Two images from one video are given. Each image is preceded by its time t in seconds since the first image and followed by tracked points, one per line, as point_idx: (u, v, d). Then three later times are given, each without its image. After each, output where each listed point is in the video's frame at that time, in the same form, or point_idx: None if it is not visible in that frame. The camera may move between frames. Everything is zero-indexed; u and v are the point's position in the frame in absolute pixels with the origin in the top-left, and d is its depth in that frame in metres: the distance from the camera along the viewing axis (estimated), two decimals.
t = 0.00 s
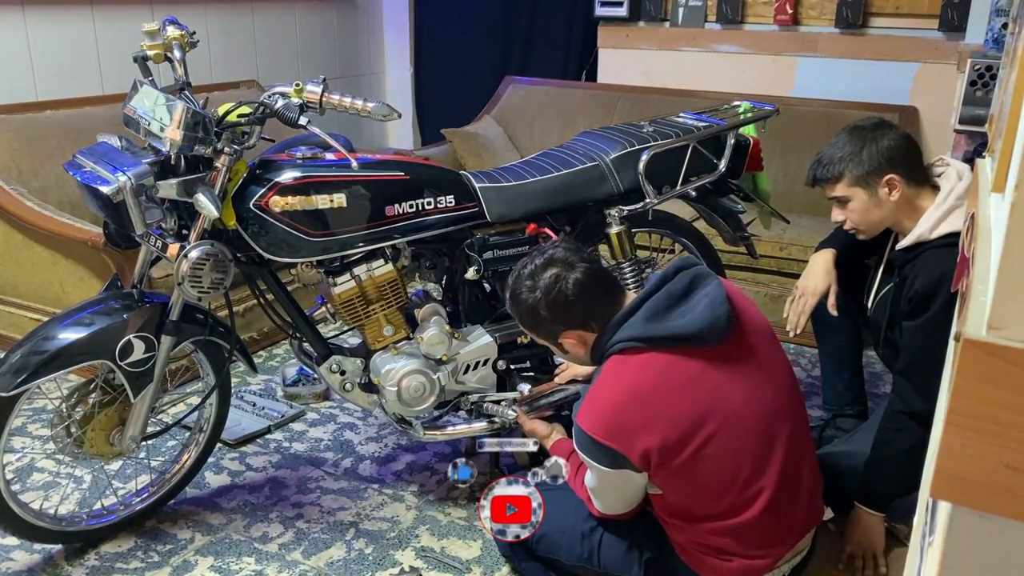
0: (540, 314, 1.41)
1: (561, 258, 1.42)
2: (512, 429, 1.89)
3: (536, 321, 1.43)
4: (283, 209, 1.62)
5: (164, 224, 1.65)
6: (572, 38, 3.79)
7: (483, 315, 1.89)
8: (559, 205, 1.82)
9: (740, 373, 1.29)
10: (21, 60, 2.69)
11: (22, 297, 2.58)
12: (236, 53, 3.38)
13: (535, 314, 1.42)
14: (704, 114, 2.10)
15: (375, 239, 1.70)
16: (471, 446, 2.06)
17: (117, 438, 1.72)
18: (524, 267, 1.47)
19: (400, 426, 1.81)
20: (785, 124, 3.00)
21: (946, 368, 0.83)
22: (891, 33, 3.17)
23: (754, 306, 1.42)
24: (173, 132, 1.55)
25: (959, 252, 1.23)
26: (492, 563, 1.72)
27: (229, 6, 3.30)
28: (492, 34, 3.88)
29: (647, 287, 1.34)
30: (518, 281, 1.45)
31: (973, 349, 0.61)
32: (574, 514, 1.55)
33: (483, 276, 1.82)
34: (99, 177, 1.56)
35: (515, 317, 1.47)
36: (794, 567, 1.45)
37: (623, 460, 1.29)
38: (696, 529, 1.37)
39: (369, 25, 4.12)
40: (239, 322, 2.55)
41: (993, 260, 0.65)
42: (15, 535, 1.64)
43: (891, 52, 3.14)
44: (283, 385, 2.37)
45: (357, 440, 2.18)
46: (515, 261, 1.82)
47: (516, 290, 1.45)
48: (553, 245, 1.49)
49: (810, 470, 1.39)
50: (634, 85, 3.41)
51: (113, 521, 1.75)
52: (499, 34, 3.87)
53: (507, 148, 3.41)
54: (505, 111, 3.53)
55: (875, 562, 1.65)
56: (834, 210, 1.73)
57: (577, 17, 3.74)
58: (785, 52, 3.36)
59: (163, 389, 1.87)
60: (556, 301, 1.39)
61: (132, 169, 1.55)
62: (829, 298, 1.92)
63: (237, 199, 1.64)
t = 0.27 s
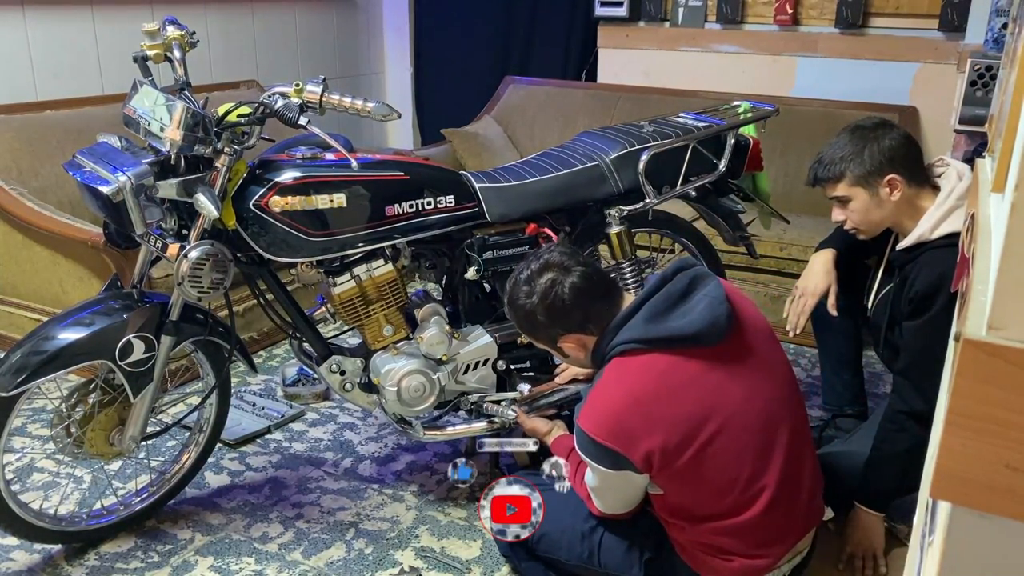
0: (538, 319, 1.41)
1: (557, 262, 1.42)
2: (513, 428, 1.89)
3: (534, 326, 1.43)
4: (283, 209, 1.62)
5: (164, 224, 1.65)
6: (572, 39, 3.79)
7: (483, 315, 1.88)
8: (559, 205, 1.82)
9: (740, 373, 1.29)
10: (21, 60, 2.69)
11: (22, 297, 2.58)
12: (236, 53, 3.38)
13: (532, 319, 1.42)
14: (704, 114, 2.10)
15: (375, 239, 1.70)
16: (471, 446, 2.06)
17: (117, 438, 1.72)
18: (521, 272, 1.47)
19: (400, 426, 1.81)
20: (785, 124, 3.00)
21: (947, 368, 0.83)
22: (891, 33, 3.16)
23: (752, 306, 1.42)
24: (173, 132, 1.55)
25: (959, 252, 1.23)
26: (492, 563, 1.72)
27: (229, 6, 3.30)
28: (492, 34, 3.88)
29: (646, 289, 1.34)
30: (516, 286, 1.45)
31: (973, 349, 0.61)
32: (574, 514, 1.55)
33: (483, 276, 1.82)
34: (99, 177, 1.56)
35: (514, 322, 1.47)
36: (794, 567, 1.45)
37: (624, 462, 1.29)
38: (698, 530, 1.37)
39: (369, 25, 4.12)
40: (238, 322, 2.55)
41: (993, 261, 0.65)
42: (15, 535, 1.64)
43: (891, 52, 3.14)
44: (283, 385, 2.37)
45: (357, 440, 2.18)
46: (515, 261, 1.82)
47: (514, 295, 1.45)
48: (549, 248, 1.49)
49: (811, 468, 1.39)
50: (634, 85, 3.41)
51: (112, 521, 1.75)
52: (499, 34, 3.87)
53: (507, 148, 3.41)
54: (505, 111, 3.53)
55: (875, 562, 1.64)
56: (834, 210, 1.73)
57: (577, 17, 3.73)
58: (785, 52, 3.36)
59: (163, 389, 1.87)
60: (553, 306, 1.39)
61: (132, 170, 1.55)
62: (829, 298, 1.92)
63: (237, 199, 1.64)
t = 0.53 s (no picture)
0: (534, 332, 1.42)
1: (546, 275, 1.42)
2: (513, 428, 1.89)
3: (532, 339, 1.43)
4: (283, 209, 1.62)
5: (164, 223, 1.65)
6: (572, 39, 3.79)
7: (483, 315, 1.88)
8: (559, 204, 1.82)
9: (739, 373, 1.29)
10: (21, 60, 2.69)
11: (22, 297, 2.58)
12: (236, 53, 3.38)
13: (529, 333, 1.42)
14: (704, 114, 2.10)
15: (375, 238, 1.70)
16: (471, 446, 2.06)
17: (117, 438, 1.72)
18: (513, 287, 1.47)
19: (400, 426, 1.81)
20: (785, 124, 3.00)
21: (946, 368, 0.83)
22: (891, 33, 3.16)
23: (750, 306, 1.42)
24: (173, 132, 1.55)
25: (959, 252, 1.23)
26: (492, 563, 1.72)
27: (229, 6, 3.30)
28: (492, 34, 3.88)
29: (643, 292, 1.34)
30: (509, 302, 1.45)
31: (973, 349, 0.61)
32: (574, 514, 1.55)
33: (483, 276, 1.82)
34: (99, 177, 1.56)
35: (511, 336, 1.47)
36: (794, 568, 1.45)
37: (626, 465, 1.28)
38: (699, 530, 1.37)
39: (369, 25, 4.12)
40: (238, 322, 2.55)
41: (993, 260, 0.65)
42: (15, 535, 1.64)
43: (891, 52, 3.14)
44: (283, 385, 2.37)
45: (357, 440, 2.18)
46: (515, 261, 1.82)
47: (508, 312, 1.45)
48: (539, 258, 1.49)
49: (811, 468, 1.39)
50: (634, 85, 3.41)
51: (112, 521, 1.76)
52: (499, 34, 3.87)
53: (507, 148, 3.41)
54: (505, 111, 3.53)
55: (875, 562, 1.64)
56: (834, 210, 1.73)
57: (577, 17, 3.74)
58: (785, 52, 3.36)
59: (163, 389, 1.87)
60: (548, 319, 1.39)
61: (132, 170, 1.55)
62: (829, 298, 1.92)
63: (237, 199, 1.64)
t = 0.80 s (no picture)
0: (534, 337, 1.42)
1: (544, 279, 1.43)
2: (513, 428, 1.89)
3: (532, 345, 1.43)
4: (283, 209, 1.62)
5: (165, 224, 1.65)
6: (572, 39, 3.79)
7: (483, 315, 1.88)
8: (559, 204, 1.82)
9: (740, 373, 1.29)
10: (21, 59, 2.68)
11: (22, 297, 2.58)
12: (236, 53, 3.38)
13: (529, 338, 1.42)
14: (704, 114, 2.10)
15: (375, 238, 1.70)
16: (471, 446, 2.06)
17: (117, 438, 1.72)
18: (512, 292, 1.46)
19: (400, 426, 1.81)
20: (785, 124, 3.00)
21: (946, 368, 0.83)
22: (891, 33, 3.17)
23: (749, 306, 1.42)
24: (173, 132, 1.55)
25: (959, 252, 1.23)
26: (492, 563, 1.72)
27: (230, 6, 3.30)
28: (492, 34, 3.88)
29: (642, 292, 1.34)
30: (508, 308, 1.44)
31: (973, 349, 0.61)
32: (574, 514, 1.55)
33: (483, 276, 1.82)
34: (99, 177, 1.56)
35: (511, 343, 1.47)
36: (794, 568, 1.45)
37: (626, 466, 1.28)
38: (699, 531, 1.37)
39: (369, 25, 4.12)
40: (239, 322, 2.55)
41: (993, 260, 0.65)
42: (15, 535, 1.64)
43: (891, 52, 3.14)
44: (283, 385, 2.37)
45: (357, 440, 2.18)
46: (515, 262, 1.82)
47: (507, 318, 1.45)
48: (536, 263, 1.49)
49: (811, 467, 1.39)
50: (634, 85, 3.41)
51: (113, 521, 1.76)
52: (499, 34, 3.87)
53: (507, 148, 3.41)
54: (505, 111, 3.53)
55: (875, 562, 1.64)
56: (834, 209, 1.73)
57: (577, 17, 3.74)
58: (785, 52, 3.36)
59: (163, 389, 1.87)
60: (547, 322, 1.39)
61: (132, 170, 1.55)
62: (829, 298, 1.92)
63: (237, 199, 1.64)
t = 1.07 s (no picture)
0: (536, 337, 1.42)
1: (546, 279, 1.43)
2: (513, 428, 1.89)
3: (534, 345, 1.43)
4: (283, 209, 1.63)
5: (165, 224, 1.65)
6: (572, 38, 3.79)
7: (483, 315, 1.88)
8: (559, 204, 1.83)
9: (742, 373, 1.29)
10: (21, 59, 2.68)
11: (22, 297, 2.58)
12: (236, 53, 3.38)
13: (531, 338, 1.42)
14: (704, 114, 2.10)
15: (375, 239, 1.70)
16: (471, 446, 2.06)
17: (117, 438, 1.72)
18: (513, 293, 1.47)
19: (400, 426, 1.81)
20: (785, 124, 3.00)
21: (947, 368, 0.84)
22: (891, 33, 3.17)
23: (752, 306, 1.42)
24: (173, 132, 1.55)
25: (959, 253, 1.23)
26: (492, 563, 1.72)
27: (230, 6, 3.30)
28: (492, 34, 3.88)
29: (644, 291, 1.34)
30: (509, 308, 1.45)
31: (973, 349, 0.61)
32: (574, 513, 1.55)
33: (483, 276, 1.82)
34: (99, 177, 1.56)
35: (513, 343, 1.47)
36: (794, 568, 1.45)
37: (628, 465, 1.29)
38: (700, 531, 1.37)
39: (369, 25, 4.12)
40: (239, 322, 2.55)
41: (994, 260, 0.65)
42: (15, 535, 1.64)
43: (891, 52, 3.14)
44: (284, 385, 2.37)
45: (358, 440, 2.18)
46: (515, 262, 1.82)
47: (509, 318, 1.45)
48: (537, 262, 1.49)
49: (813, 468, 1.39)
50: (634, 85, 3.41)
51: (113, 521, 1.76)
52: (500, 33, 3.87)
53: (507, 148, 3.41)
54: (505, 111, 3.53)
55: (875, 562, 1.64)
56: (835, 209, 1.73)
57: (577, 17, 3.74)
58: (785, 52, 3.36)
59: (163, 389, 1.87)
60: (549, 322, 1.39)
61: (132, 169, 1.54)
62: (829, 298, 1.92)
63: (237, 199, 1.64)
